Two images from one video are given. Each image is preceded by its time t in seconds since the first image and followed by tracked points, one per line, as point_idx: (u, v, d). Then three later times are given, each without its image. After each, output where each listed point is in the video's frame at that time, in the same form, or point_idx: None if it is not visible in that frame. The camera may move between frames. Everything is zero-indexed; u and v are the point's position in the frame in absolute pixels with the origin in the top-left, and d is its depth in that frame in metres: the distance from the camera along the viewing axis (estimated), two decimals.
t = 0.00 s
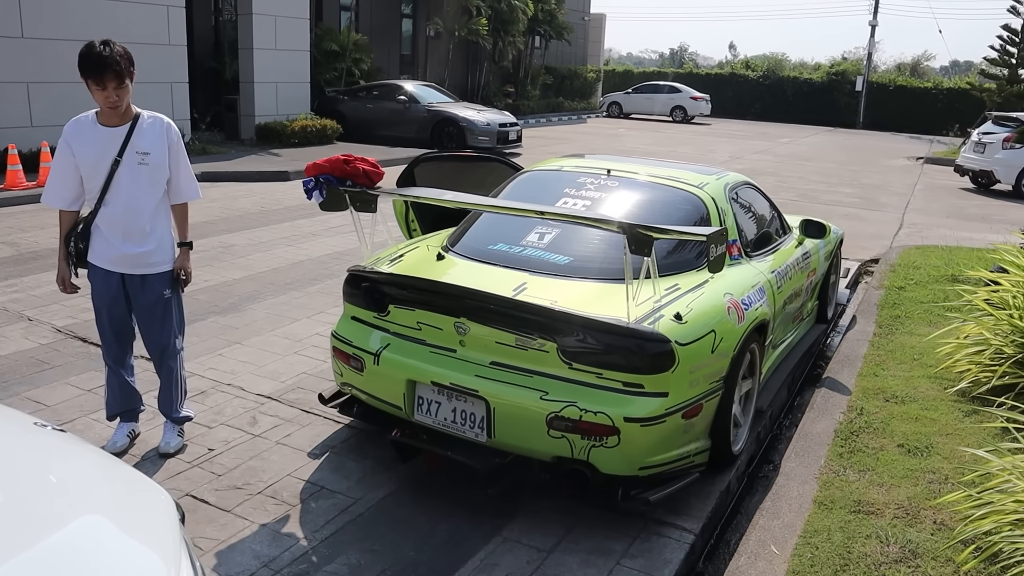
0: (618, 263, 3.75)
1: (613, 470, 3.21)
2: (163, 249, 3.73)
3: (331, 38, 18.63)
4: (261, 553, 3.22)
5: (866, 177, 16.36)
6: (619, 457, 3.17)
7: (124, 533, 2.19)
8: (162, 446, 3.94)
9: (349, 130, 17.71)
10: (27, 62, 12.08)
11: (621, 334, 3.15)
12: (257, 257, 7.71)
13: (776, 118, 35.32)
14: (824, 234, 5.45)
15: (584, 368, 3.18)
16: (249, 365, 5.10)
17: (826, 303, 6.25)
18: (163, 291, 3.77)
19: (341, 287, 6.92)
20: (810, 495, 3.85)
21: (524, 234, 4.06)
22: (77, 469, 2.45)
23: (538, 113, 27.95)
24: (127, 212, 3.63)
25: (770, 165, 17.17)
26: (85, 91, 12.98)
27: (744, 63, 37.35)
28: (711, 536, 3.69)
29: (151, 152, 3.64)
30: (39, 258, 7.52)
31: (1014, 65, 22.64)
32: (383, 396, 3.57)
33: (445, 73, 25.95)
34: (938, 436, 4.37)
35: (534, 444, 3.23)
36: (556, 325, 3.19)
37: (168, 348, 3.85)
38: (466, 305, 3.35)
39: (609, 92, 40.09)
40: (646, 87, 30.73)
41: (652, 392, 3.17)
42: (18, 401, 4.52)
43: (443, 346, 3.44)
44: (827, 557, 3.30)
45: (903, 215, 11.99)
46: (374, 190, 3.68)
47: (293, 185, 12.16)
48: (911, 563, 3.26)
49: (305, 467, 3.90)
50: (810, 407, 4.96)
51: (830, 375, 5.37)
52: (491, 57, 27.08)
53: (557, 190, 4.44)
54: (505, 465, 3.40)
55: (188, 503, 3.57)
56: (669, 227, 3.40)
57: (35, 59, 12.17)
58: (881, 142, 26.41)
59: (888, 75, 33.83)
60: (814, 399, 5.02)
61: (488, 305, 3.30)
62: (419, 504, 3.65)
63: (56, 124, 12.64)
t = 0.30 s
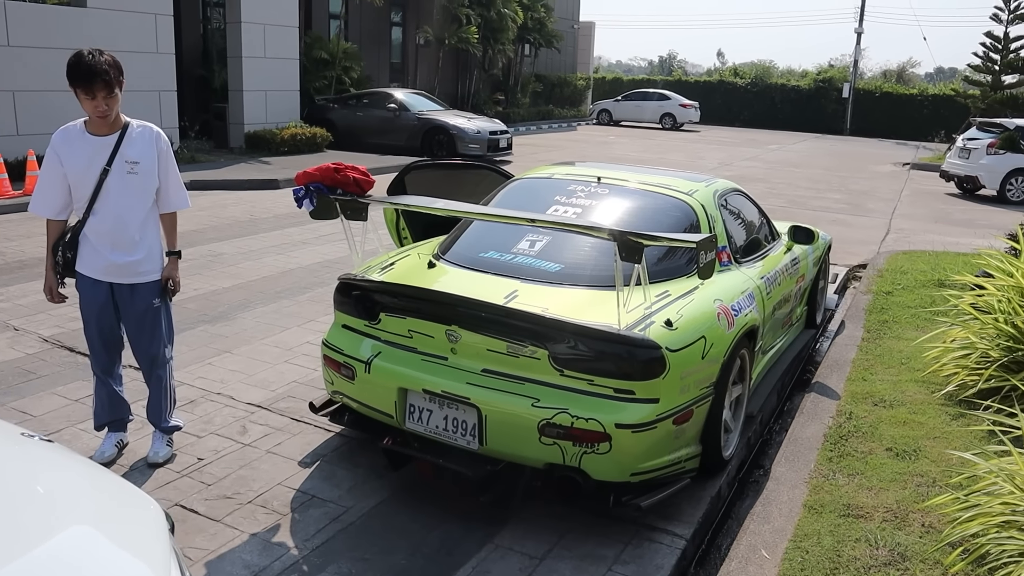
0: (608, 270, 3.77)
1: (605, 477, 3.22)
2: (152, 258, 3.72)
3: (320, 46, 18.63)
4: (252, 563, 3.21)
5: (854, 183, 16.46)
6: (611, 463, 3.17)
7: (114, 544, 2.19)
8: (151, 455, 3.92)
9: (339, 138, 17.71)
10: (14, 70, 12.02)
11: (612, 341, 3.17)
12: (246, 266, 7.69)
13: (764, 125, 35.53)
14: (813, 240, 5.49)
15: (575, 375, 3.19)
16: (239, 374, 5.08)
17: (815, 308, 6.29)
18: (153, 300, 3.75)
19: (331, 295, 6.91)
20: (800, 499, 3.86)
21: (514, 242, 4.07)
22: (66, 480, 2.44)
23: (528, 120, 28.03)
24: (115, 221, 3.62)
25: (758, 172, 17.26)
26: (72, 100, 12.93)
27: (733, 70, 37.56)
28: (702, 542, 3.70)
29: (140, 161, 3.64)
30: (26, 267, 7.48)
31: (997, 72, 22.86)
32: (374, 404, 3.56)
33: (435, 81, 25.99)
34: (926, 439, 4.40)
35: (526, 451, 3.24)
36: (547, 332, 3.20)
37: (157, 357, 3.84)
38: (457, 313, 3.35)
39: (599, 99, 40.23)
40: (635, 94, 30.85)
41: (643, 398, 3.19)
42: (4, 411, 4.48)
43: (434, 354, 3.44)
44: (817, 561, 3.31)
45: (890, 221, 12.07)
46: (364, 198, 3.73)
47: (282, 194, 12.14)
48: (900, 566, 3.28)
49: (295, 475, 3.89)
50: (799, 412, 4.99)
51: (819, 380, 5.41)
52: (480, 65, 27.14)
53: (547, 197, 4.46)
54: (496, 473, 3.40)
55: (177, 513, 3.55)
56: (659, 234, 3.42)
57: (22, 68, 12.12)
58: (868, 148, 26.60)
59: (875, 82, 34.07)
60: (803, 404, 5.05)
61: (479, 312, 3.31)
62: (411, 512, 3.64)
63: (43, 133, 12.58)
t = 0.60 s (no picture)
0: (601, 277, 3.78)
1: (599, 484, 3.22)
2: (144, 266, 3.71)
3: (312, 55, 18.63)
4: (245, 572, 3.19)
5: (845, 190, 16.55)
6: (605, 469, 3.18)
7: (105, 552, 2.18)
8: (143, 465, 3.90)
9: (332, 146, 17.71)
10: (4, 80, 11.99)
11: (606, 347, 3.18)
12: (239, 274, 7.68)
13: (755, 133, 35.70)
14: (804, 246, 5.51)
15: (569, 381, 3.20)
16: (231, 383, 5.06)
17: (806, 314, 6.32)
18: (145, 309, 3.74)
19: (325, 303, 6.90)
20: (793, 504, 3.87)
21: (507, 249, 4.07)
22: (57, 489, 2.43)
23: (521, 128, 28.09)
24: (106, 229, 3.61)
25: (750, 179, 17.34)
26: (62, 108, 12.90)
27: (724, 78, 37.75)
28: (696, 547, 3.71)
29: (131, 169, 3.63)
30: (17, 276, 7.44)
31: (985, 80, 23.06)
32: (368, 412, 3.56)
33: (428, 89, 26.05)
34: (917, 444, 4.43)
35: (520, 458, 3.24)
36: (540, 338, 3.21)
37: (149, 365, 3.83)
38: (450, 320, 3.36)
39: (591, 107, 40.37)
40: (628, 102, 30.98)
41: (637, 404, 3.19)
42: None
43: (428, 361, 3.44)
44: (810, 565, 3.32)
45: (881, 227, 12.15)
46: (357, 206, 3.70)
47: (275, 202, 12.12)
48: (892, 569, 3.29)
49: (289, 484, 3.88)
50: (792, 417, 5.00)
51: (811, 386, 5.43)
52: (473, 74, 27.20)
53: (540, 205, 4.47)
54: (491, 480, 3.40)
55: (169, 522, 3.54)
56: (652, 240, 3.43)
57: (13, 77, 12.09)
58: (859, 155, 26.76)
59: (865, 90, 34.28)
60: (796, 410, 5.07)
61: (473, 319, 3.32)
62: (405, 519, 3.63)
63: (33, 141, 12.54)
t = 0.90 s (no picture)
0: (605, 282, 3.78)
1: (604, 489, 3.22)
2: (149, 273, 3.72)
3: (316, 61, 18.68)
4: None
5: (849, 194, 16.54)
6: (610, 475, 3.17)
7: (108, 557, 2.19)
8: (148, 471, 3.91)
9: (335, 152, 17.75)
10: (10, 88, 12.05)
11: (610, 352, 3.18)
12: (243, 280, 7.69)
13: (759, 137, 35.70)
14: (808, 251, 5.51)
15: (573, 387, 3.19)
16: (236, 389, 5.07)
17: (811, 319, 6.31)
18: (150, 315, 3.75)
19: (329, 309, 6.92)
20: (798, 510, 3.86)
21: (511, 254, 4.08)
22: (63, 495, 2.44)
23: (524, 133, 28.13)
24: (111, 236, 3.62)
25: (753, 183, 17.33)
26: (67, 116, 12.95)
27: (727, 82, 37.78)
28: (701, 553, 3.69)
29: (136, 177, 3.65)
30: (21, 284, 7.47)
31: (989, 83, 23.05)
32: (373, 418, 3.56)
33: (431, 95, 26.10)
34: (923, 449, 4.41)
35: (524, 464, 3.24)
36: (545, 344, 3.21)
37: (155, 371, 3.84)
38: (454, 326, 3.37)
39: (594, 112, 40.41)
40: (631, 107, 31.00)
41: (641, 409, 3.19)
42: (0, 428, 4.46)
43: (432, 366, 3.44)
44: (816, 571, 3.31)
45: (885, 231, 12.14)
46: (361, 212, 3.74)
47: (279, 208, 12.15)
48: None
49: (294, 490, 3.88)
50: (797, 423, 4.99)
51: (816, 391, 5.41)
52: (476, 79, 27.26)
53: (544, 210, 4.47)
54: (495, 485, 3.40)
55: (175, 528, 3.54)
56: (656, 245, 3.43)
57: (18, 86, 12.15)
58: (863, 159, 26.74)
59: (868, 93, 34.26)
60: (800, 415, 5.06)
61: (477, 324, 3.32)
62: (409, 526, 3.63)
63: (38, 149, 12.59)
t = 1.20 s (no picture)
0: (614, 286, 3.78)
1: (613, 493, 3.21)
2: (156, 280, 3.73)
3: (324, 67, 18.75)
4: None
5: (857, 197, 16.49)
6: (619, 479, 3.17)
7: (121, 561, 2.20)
8: (159, 476, 3.93)
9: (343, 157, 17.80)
10: (21, 95, 12.14)
11: (619, 356, 3.18)
12: (252, 285, 7.72)
13: (767, 140, 35.65)
14: (817, 254, 5.49)
15: (582, 391, 3.20)
16: (245, 394, 5.08)
17: (820, 322, 6.29)
18: (156, 322, 3.75)
19: (337, 313, 6.93)
20: (808, 514, 3.85)
21: (520, 259, 4.08)
22: (75, 500, 2.45)
23: (532, 138, 28.17)
24: (120, 242, 3.64)
25: (761, 187, 17.29)
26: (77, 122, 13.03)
27: (735, 86, 37.74)
28: (711, 558, 3.68)
29: (147, 184, 3.65)
30: (32, 290, 7.51)
31: (998, 85, 22.97)
32: (381, 422, 3.57)
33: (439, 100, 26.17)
34: (933, 453, 4.39)
35: (533, 468, 3.23)
36: (554, 348, 3.21)
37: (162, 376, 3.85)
38: (463, 330, 3.37)
39: (602, 116, 40.42)
40: (638, 111, 31.00)
41: (651, 413, 3.19)
42: (11, 433, 4.48)
43: (440, 371, 3.45)
44: None
45: (894, 234, 12.09)
46: (371, 217, 3.75)
47: (287, 214, 12.19)
48: None
49: (303, 494, 3.89)
50: (806, 426, 4.97)
51: (825, 394, 5.39)
52: (483, 84, 27.31)
53: (552, 215, 4.48)
54: (504, 490, 3.39)
55: (185, 533, 3.55)
56: (664, 249, 3.43)
57: (29, 93, 12.24)
58: (872, 162, 26.66)
59: (876, 96, 34.15)
60: (810, 418, 5.04)
61: (486, 329, 3.32)
62: (418, 530, 3.63)
63: (48, 155, 12.67)
